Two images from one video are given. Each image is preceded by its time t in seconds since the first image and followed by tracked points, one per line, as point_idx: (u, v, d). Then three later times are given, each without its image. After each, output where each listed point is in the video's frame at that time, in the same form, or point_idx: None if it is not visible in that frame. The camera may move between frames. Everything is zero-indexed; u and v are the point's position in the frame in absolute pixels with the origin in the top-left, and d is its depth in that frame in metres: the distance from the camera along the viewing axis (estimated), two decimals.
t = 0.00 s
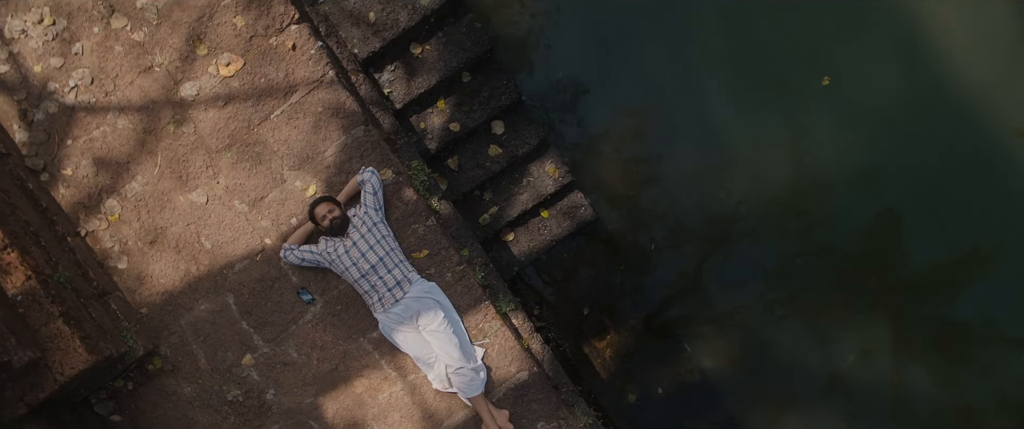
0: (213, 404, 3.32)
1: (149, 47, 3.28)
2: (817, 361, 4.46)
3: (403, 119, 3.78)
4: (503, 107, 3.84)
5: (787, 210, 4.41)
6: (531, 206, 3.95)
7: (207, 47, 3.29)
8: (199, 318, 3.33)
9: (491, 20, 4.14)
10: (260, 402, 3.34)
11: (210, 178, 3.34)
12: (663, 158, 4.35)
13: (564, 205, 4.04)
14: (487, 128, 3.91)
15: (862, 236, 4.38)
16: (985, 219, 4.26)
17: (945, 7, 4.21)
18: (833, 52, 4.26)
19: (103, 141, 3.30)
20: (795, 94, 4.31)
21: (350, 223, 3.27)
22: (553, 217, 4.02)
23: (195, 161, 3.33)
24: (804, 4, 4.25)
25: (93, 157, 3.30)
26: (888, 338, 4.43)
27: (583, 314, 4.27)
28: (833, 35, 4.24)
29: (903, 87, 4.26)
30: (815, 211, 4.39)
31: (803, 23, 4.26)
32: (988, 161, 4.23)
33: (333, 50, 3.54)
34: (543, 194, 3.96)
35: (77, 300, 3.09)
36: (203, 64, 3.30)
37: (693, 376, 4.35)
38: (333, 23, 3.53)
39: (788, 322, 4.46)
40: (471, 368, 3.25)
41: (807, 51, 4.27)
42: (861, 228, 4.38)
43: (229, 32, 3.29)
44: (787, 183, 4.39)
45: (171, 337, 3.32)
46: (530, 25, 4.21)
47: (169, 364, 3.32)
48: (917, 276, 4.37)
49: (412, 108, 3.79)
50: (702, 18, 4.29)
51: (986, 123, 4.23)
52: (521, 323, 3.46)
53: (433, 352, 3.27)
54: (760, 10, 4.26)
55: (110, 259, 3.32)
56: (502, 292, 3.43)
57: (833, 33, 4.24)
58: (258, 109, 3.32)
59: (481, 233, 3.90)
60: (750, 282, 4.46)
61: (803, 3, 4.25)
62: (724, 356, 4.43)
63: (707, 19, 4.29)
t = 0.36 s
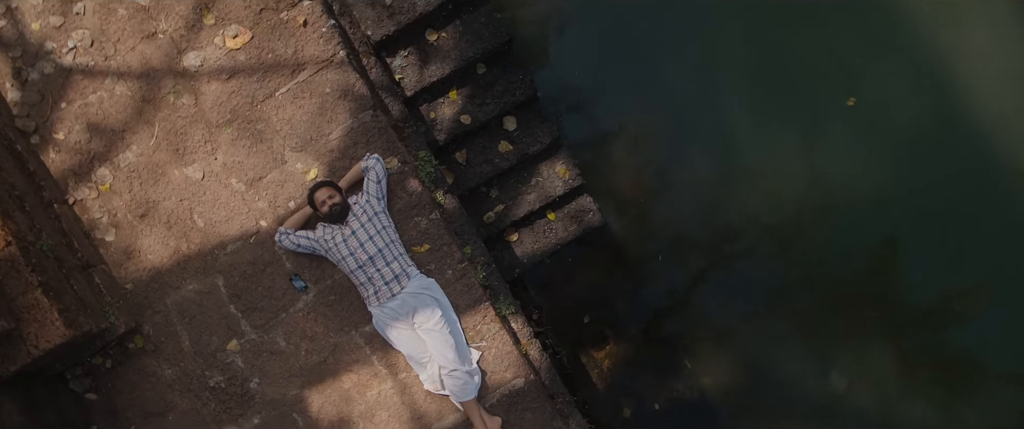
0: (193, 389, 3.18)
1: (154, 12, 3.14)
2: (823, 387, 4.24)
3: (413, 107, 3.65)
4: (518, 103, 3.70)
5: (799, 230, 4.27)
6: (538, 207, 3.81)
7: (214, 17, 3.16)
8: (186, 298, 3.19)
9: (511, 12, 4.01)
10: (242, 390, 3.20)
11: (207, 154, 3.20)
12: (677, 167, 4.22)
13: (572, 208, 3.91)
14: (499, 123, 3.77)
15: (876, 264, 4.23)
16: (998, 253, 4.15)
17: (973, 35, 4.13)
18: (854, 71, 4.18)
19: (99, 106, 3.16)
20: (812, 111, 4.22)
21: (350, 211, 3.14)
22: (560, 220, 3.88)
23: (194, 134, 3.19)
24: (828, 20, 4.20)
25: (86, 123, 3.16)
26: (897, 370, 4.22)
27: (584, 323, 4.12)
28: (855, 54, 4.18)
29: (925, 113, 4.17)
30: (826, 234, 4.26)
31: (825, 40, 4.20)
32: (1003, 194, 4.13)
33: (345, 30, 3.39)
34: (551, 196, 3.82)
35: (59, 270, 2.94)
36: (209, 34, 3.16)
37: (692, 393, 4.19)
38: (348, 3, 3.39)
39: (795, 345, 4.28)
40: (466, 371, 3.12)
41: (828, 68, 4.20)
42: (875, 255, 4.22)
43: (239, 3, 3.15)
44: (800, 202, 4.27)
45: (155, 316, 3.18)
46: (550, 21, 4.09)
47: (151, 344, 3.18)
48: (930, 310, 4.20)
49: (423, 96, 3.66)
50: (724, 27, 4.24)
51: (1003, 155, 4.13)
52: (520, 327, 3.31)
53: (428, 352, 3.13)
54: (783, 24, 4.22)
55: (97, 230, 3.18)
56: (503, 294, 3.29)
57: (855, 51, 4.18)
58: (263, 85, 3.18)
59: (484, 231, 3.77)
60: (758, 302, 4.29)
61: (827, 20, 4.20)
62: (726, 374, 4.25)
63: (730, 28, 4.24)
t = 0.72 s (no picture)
0: (176, 374, 3.04)
1: None
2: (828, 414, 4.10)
3: (425, 95, 3.52)
4: (534, 99, 3.56)
5: (811, 251, 4.14)
6: (547, 209, 3.68)
7: None
8: (175, 278, 3.05)
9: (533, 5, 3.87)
10: (227, 378, 3.06)
11: (207, 129, 3.06)
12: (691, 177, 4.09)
13: (581, 212, 3.77)
14: (512, 119, 3.63)
15: (886, 292, 4.11)
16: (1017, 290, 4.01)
17: (1009, 63, 3.97)
18: (882, 92, 4.02)
19: (98, 72, 3.02)
20: (834, 130, 4.07)
21: (353, 199, 3.02)
22: (568, 224, 3.74)
23: (195, 108, 3.05)
24: (859, 38, 4.02)
25: (83, 88, 3.02)
26: (904, 402, 4.09)
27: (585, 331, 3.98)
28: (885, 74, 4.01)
29: (952, 142, 4.01)
30: (839, 257, 4.13)
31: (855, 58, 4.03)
32: None
33: (360, 10, 3.20)
34: (561, 198, 3.68)
35: (43, 240, 2.81)
36: (218, 4, 3.02)
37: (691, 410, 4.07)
38: None
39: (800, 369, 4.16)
40: (462, 375, 2.99)
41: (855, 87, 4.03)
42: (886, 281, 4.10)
43: None
44: (814, 223, 4.13)
45: (141, 295, 3.04)
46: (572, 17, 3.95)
47: (135, 324, 3.04)
48: (942, 343, 4.06)
49: (436, 85, 3.53)
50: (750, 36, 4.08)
51: None
52: (521, 332, 3.15)
53: (423, 351, 3.00)
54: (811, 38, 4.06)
55: (87, 201, 3.05)
56: (505, 296, 3.13)
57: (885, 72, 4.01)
58: (271, 62, 3.04)
59: (490, 230, 3.63)
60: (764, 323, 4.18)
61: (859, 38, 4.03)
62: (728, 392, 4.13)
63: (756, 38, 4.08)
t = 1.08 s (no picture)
0: (162, 360, 2.92)
1: None
2: None
3: (437, 86, 3.40)
4: (549, 96, 3.44)
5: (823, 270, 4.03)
6: (556, 210, 3.56)
7: None
8: (167, 260, 2.93)
9: None
10: (215, 367, 2.93)
11: (209, 106, 2.93)
12: (704, 186, 3.96)
13: (590, 216, 3.65)
14: (525, 115, 3.51)
15: (896, 315, 4.01)
16: None
17: None
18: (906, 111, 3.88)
19: (98, 40, 2.89)
20: (853, 147, 3.94)
21: (357, 188, 2.88)
22: (577, 227, 3.62)
23: (198, 84, 2.93)
24: (884, 53, 3.89)
25: (82, 57, 2.89)
26: None
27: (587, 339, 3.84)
28: (909, 92, 3.88)
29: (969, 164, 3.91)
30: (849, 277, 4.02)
31: (880, 73, 3.88)
32: None
33: None
34: (571, 200, 3.56)
35: (29, 213, 2.69)
36: None
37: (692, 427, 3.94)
38: None
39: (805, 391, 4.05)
40: (460, 378, 2.87)
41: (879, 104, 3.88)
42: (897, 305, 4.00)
43: None
44: (826, 241, 4.01)
45: (130, 275, 2.92)
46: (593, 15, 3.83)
47: (122, 305, 2.92)
48: (952, 370, 3.95)
49: (448, 76, 3.41)
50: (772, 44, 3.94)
51: None
52: (524, 336, 3.03)
53: (421, 351, 2.88)
54: (835, 50, 3.92)
55: (80, 174, 2.93)
56: (509, 298, 2.99)
57: (909, 89, 3.88)
58: (280, 41, 2.92)
59: (496, 228, 3.51)
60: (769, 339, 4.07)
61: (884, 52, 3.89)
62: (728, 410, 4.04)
63: (778, 46, 3.94)
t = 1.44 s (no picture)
0: (146, 346, 2.78)
1: None
2: None
3: (450, 76, 3.26)
4: (567, 93, 3.29)
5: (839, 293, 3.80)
6: (566, 212, 3.42)
7: None
8: (158, 242, 2.79)
9: None
10: (202, 357, 2.79)
11: (211, 83, 2.79)
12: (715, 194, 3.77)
13: (602, 220, 3.50)
14: (540, 112, 3.37)
15: (912, 342, 3.80)
16: None
17: None
18: (926, 123, 3.67)
19: (99, 7, 2.75)
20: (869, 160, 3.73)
21: (362, 177, 2.73)
22: (587, 230, 3.48)
23: (200, 59, 2.78)
24: (906, 61, 3.66)
25: (81, 23, 2.75)
26: None
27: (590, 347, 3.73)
28: (930, 104, 3.67)
29: (993, 183, 3.68)
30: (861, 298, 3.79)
31: (900, 83, 3.67)
32: None
33: None
34: (583, 202, 3.42)
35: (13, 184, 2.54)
36: None
37: None
38: None
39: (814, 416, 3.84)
40: (459, 383, 2.72)
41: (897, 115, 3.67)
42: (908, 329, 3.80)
43: None
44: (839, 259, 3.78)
45: (118, 255, 2.78)
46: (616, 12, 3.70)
47: (108, 286, 2.77)
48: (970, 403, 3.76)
49: (462, 66, 3.28)
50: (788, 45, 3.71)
51: None
52: (527, 342, 2.89)
53: (420, 352, 2.73)
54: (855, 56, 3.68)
55: (72, 147, 2.78)
56: (514, 301, 2.86)
57: (931, 101, 3.67)
58: (289, 18, 2.78)
59: (503, 228, 3.37)
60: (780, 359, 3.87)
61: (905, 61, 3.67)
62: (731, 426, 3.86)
63: (797, 48, 3.70)
